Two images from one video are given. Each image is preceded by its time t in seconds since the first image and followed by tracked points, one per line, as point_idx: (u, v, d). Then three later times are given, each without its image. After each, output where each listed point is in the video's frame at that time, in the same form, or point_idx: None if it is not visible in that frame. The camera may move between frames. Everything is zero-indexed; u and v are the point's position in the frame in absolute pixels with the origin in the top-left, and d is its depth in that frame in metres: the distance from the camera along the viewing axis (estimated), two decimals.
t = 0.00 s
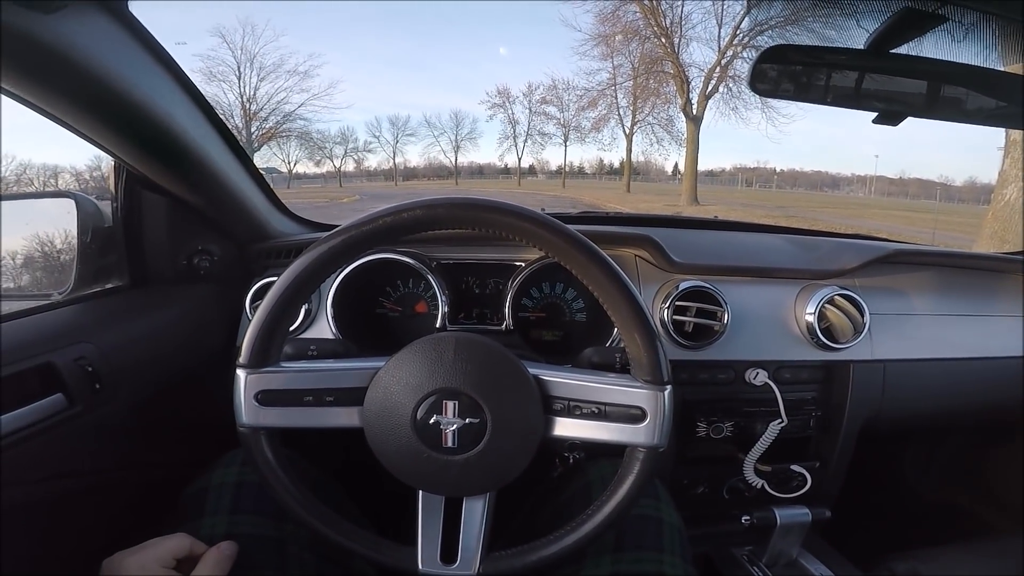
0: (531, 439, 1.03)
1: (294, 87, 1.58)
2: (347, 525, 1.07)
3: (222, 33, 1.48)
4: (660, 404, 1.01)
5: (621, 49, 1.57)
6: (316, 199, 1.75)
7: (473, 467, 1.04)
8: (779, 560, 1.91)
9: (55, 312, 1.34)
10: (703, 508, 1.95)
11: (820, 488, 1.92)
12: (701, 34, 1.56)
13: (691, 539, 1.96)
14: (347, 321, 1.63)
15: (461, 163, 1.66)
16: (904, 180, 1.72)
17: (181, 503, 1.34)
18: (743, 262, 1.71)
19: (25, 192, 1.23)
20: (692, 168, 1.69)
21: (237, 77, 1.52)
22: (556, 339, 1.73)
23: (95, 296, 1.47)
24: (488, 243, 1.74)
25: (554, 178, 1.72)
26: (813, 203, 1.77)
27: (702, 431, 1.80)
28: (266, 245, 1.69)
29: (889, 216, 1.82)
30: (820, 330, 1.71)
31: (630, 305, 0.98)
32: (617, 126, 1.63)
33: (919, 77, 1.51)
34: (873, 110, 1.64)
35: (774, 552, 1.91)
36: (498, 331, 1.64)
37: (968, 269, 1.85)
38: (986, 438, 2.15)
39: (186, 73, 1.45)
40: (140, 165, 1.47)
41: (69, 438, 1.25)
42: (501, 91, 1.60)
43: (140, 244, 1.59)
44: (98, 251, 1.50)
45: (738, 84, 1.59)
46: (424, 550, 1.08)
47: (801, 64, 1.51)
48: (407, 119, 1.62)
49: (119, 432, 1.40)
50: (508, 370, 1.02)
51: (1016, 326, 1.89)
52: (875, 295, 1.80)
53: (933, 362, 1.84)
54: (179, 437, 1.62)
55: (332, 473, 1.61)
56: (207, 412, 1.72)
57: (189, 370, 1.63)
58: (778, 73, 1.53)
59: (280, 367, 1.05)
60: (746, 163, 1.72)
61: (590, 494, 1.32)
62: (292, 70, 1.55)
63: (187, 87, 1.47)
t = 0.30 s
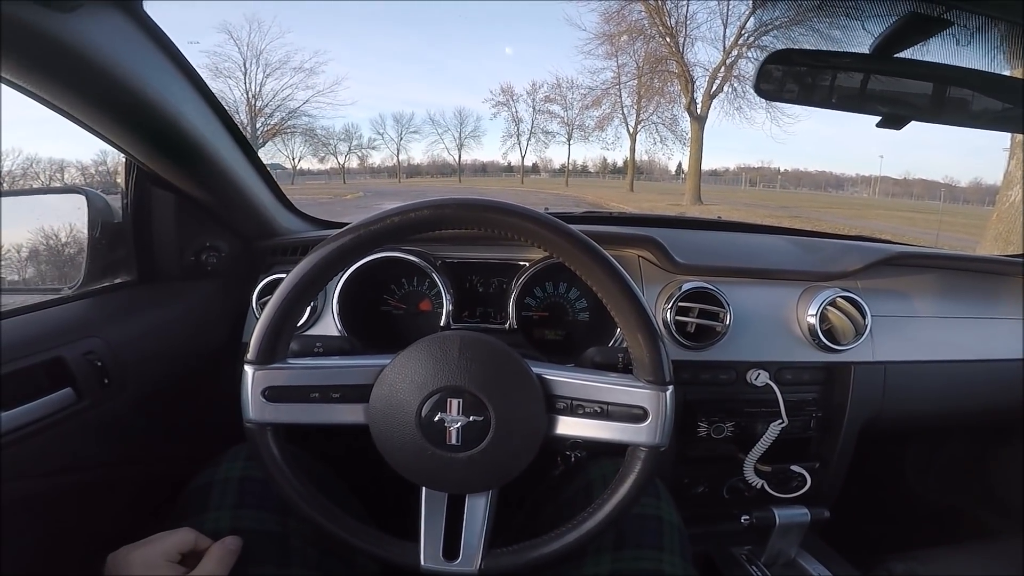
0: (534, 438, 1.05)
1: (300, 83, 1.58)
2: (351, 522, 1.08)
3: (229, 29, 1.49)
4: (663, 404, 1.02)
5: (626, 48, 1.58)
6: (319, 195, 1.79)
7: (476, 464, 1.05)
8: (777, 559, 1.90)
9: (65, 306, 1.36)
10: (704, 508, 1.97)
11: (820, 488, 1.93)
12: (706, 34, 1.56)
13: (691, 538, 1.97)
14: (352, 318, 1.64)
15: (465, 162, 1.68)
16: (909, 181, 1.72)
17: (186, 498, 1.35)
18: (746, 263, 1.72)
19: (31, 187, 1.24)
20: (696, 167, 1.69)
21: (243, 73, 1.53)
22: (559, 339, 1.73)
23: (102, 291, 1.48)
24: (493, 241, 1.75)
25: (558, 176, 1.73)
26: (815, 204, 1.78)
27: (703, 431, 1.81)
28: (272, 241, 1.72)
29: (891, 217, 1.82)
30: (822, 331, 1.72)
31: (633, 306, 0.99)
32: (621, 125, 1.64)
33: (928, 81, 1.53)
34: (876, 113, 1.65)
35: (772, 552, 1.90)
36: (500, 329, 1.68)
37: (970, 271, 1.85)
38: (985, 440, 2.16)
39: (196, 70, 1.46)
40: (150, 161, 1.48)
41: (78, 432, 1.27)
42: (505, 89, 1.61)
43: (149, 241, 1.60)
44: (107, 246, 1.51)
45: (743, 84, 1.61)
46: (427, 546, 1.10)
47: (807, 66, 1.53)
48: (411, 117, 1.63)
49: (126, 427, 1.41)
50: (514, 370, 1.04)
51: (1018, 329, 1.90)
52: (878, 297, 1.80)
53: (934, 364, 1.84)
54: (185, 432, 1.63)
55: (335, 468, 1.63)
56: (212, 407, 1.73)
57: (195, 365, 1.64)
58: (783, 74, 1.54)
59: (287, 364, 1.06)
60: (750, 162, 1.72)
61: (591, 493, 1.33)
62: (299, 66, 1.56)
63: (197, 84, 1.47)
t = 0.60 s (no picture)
0: (536, 434, 1.04)
1: (299, 81, 1.58)
2: (354, 518, 1.08)
3: (227, 28, 1.49)
4: (665, 399, 1.02)
5: (627, 45, 1.57)
6: (320, 192, 1.75)
7: (479, 460, 1.05)
8: (780, 555, 1.88)
9: (66, 305, 1.36)
10: (707, 504, 1.97)
11: (822, 484, 1.93)
12: (707, 30, 1.56)
13: (694, 534, 1.97)
14: (354, 315, 1.65)
15: (466, 159, 1.67)
16: (912, 176, 1.72)
17: (190, 496, 1.35)
18: (748, 259, 1.72)
19: (32, 187, 1.25)
20: (697, 162, 1.69)
21: (242, 72, 1.52)
22: (561, 335, 1.73)
23: (103, 290, 1.48)
24: (494, 238, 1.75)
25: (558, 172, 1.71)
26: (818, 200, 1.78)
27: (705, 426, 1.81)
28: (273, 239, 1.74)
29: (894, 213, 1.80)
30: (824, 327, 1.71)
31: (635, 301, 0.98)
32: (623, 121, 1.64)
33: (932, 77, 1.55)
34: (880, 108, 1.63)
35: (774, 549, 1.88)
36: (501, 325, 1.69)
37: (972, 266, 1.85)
38: (987, 436, 2.16)
39: (194, 68, 1.46)
40: (150, 160, 1.48)
41: (81, 430, 1.27)
42: (505, 86, 1.60)
43: (150, 239, 1.60)
44: (108, 245, 1.51)
45: (744, 80, 1.59)
46: (430, 543, 1.10)
47: (807, 62, 1.53)
48: (412, 114, 1.62)
49: (129, 426, 1.41)
50: (516, 366, 1.03)
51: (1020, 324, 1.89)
52: (880, 292, 1.80)
53: (936, 359, 1.84)
54: (188, 431, 1.63)
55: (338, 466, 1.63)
56: (215, 406, 1.73)
57: (198, 363, 1.64)
58: (785, 69, 1.54)
59: (288, 361, 1.06)
60: (752, 159, 1.71)
61: (593, 489, 1.33)
62: (298, 65, 1.56)
63: (196, 82, 1.47)
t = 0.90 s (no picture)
0: (537, 430, 1.04)
1: (299, 78, 1.57)
2: (355, 517, 1.08)
3: (228, 25, 1.47)
4: (666, 395, 1.02)
5: (627, 42, 1.57)
6: (321, 190, 1.74)
7: (480, 458, 1.04)
8: (783, 552, 1.86)
9: (65, 302, 1.35)
10: (709, 501, 1.96)
11: (824, 481, 1.93)
12: (707, 27, 1.54)
13: (695, 531, 1.97)
14: (354, 312, 1.64)
15: (466, 156, 1.67)
16: (912, 173, 1.71)
17: (191, 494, 1.35)
18: (749, 254, 1.71)
19: (34, 184, 1.26)
20: (698, 161, 1.68)
21: (242, 69, 1.52)
22: (561, 331, 1.73)
23: (103, 287, 1.47)
24: (495, 234, 1.74)
25: (559, 169, 1.70)
26: (819, 196, 1.77)
27: (706, 423, 1.80)
28: (273, 236, 1.73)
29: (895, 210, 1.80)
30: (826, 323, 1.71)
31: (638, 297, 0.98)
32: (623, 118, 1.63)
33: (933, 74, 1.57)
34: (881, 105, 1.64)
35: (778, 545, 1.87)
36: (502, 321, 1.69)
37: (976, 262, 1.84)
38: (989, 433, 2.16)
39: (193, 65, 1.45)
40: (150, 158, 1.47)
41: (80, 428, 1.26)
42: (506, 83, 1.60)
43: (149, 236, 1.59)
44: (107, 242, 1.51)
45: (744, 78, 1.58)
46: (431, 540, 1.09)
47: (808, 58, 1.54)
48: (412, 111, 1.61)
49: (129, 423, 1.41)
50: (517, 363, 1.03)
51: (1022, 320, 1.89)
52: (882, 288, 1.79)
53: (939, 355, 1.83)
54: (188, 429, 1.63)
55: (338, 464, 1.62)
56: (216, 404, 1.73)
57: (197, 361, 1.64)
58: (785, 66, 1.56)
59: (288, 358, 1.06)
60: (753, 156, 1.70)
61: (594, 486, 1.32)
62: (298, 62, 1.55)
63: (196, 79, 1.46)
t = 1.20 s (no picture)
0: (540, 418, 1.04)
1: (291, 71, 1.55)
2: (361, 508, 1.08)
3: (216, 20, 1.47)
4: (668, 381, 1.02)
5: (624, 30, 1.56)
6: (319, 183, 1.75)
7: (483, 446, 1.04)
8: (785, 539, 1.85)
9: (61, 301, 1.35)
10: (712, 488, 1.97)
11: (825, 468, 1.93)
12: (706, 16, 1.53)
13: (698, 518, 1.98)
14: (353, 303, 1.64)
15: (463, 146, 1.64)
16: (912, 163, 1.68)
17: (195, 489, 1.35)
18: (750, 239, 1.70)
19: (24, 183, 1.21)
20: (697, 149, 1.67)
21: (233, 63, 1.50)
22: (562, 318, 1.73)
23: (98, 284, 1.47)
24: (495, 222, 1.74)
25: (557, 159, 1.68)
26: (818, 184, 1.77)
27: (709, 410, 1.81)
28: (268, 228, 1.71)
29: (893, 198, 1.80)
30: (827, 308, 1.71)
31: (639, 283, 0.98)
32: (621, 107, 1.62)
33: (936, 62, 1.56)
34: (885, 91, 1.66)
35: (780, 531, 1.86)
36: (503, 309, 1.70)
37: (977, 249, 1.84)
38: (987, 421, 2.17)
39: (185, 60, 1.43)
40: (143, 152, 1.47)
41: (81, 427, 1.26)
42: (503, 71, 1.58)
43: (144, 230, 1.59)
44: (102, 238, 1.51)
45: (744, 66, 1.58)
46: (436, 530, 1.10)
47: (808, 46, 1.55)
48: (407, 101, 1.61)
49: (132, 420, 1.40)
50: (518, 350, 1.03)
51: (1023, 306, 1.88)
52: (882, 273, 1.79)
53: (939, 340, 1.84)
54: (192, 425, 1.62)
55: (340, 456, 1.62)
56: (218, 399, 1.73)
57: (199, 356, 1.63)
58: (785, 54, 1.58)
59: (289, 349, 1.05)
60: (752, 144, 1.69)
61: (597, 473, 1.33)
62: (289, 54, 1.53)
63: (188, 74, 1.45)
